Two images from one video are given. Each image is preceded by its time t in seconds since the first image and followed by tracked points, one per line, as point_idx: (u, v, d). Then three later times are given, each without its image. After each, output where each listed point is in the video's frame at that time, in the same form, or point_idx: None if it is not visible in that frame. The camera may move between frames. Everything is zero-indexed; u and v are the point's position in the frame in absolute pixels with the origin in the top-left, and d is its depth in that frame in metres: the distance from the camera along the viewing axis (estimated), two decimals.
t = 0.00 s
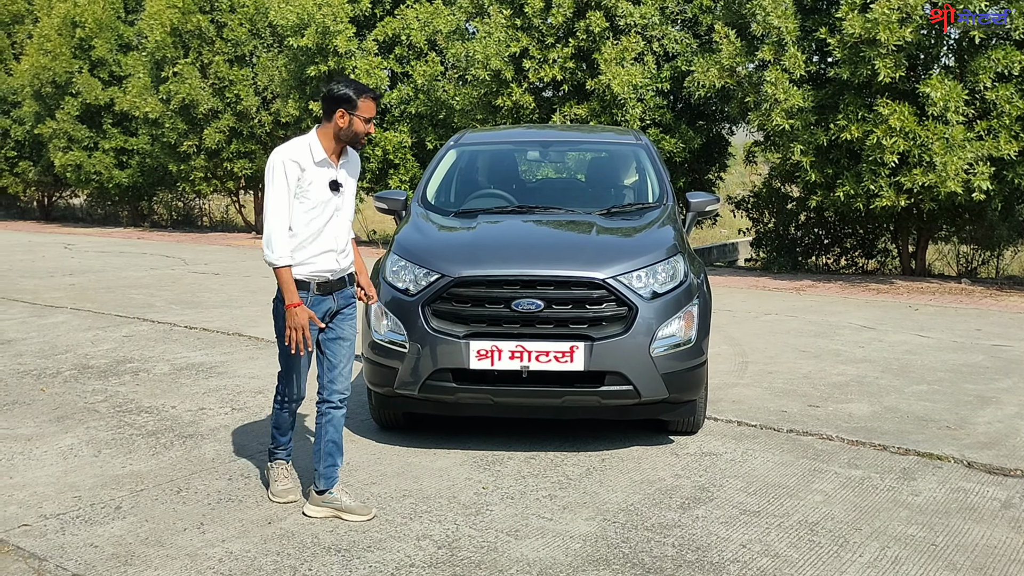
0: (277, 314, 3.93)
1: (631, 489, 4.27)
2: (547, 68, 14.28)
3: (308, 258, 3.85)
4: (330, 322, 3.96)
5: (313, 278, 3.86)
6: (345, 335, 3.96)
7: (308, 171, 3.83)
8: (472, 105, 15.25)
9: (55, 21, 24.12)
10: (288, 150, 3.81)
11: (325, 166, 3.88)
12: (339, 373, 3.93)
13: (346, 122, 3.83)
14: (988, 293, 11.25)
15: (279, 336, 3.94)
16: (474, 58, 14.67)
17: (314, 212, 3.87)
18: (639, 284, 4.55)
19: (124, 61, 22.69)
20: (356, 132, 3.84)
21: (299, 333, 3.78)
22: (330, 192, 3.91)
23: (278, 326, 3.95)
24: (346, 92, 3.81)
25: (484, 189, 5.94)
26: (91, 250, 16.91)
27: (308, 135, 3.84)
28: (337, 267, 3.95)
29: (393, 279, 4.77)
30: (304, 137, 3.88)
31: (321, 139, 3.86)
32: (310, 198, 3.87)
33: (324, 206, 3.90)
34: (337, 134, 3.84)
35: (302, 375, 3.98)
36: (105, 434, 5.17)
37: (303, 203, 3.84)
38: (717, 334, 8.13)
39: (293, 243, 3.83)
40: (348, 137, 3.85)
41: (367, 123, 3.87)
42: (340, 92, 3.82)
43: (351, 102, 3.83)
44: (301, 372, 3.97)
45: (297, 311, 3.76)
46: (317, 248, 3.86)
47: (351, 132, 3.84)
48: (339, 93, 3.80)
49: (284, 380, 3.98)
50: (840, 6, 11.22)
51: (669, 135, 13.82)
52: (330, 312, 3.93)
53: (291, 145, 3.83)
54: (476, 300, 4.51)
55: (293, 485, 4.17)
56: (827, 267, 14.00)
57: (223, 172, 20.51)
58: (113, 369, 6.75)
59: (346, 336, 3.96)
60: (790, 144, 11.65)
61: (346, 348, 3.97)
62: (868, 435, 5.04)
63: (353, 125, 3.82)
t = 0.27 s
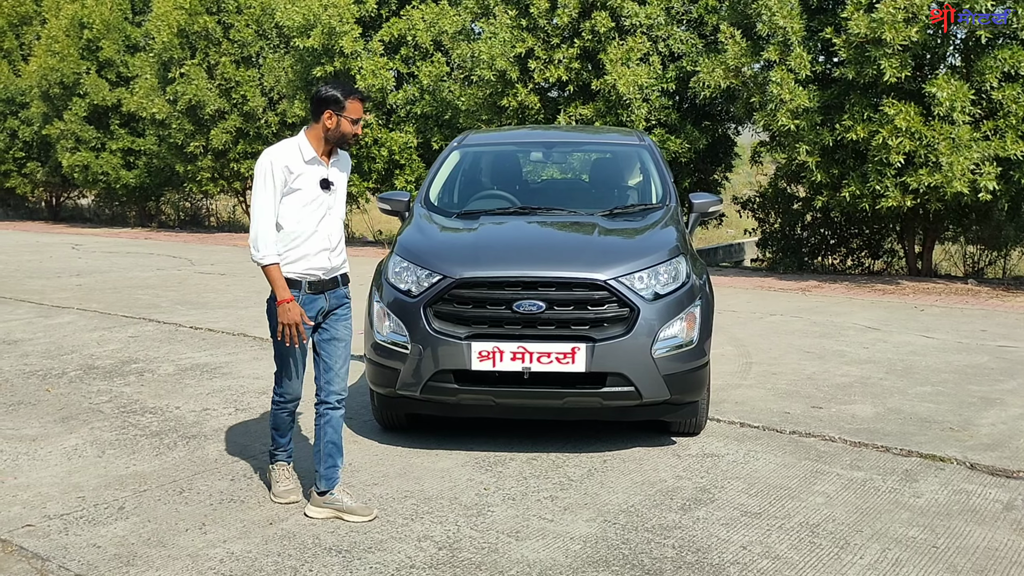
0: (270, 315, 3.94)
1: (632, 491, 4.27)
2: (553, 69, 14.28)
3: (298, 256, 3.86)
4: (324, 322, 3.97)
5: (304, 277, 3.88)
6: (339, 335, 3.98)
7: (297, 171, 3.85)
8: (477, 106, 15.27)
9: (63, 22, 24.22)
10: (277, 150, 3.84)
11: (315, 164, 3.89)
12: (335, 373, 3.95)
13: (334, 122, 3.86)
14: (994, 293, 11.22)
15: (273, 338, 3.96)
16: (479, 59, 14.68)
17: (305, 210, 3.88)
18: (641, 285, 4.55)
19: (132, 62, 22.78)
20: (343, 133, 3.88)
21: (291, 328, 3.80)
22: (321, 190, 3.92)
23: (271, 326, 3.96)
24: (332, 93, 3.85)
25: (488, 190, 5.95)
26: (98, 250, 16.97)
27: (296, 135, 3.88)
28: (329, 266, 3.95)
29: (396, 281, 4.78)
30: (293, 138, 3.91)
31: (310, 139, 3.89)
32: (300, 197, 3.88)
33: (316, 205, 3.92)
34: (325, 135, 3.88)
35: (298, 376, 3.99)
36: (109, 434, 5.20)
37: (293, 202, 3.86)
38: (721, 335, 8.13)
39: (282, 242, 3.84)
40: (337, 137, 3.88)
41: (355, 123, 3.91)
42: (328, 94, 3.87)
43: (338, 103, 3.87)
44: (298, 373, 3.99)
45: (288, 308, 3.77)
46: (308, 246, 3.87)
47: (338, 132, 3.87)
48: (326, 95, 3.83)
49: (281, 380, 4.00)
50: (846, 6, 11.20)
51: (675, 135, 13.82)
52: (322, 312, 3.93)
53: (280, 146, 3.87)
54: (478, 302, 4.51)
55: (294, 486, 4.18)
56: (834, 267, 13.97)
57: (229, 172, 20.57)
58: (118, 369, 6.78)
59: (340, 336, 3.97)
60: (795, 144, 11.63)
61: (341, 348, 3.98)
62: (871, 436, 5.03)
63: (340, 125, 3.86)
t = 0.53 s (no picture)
0: (262, 318, 4.00)
1: (633, 492, 4.27)
2: (557, 69, 14.29)
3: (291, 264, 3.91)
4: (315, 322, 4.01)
5: (297, 279, 3.92)
6: (330, 332, 4.01)
7: (287, 182, 3.88)
8: (482, 106, 15.30)
9: (70, 23, 24.31)
10: (265, 162, 3.85)
11: (303, 174, 3.92)
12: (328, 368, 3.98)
13: (316, 133, 3.89)
14: (1000, 294, 11.19)
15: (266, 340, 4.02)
16: (484, 59, 14.70)
17: (296, 220, 3.93)
18: (642, 287, 4.56)
19: (139, 63, 22.86)
20: (326, 142, 3.90)
21: (293, 336, 3.77)
22: (309, 199, 3.97)
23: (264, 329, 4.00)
24: (318, 103, 3.87)
25: (490, 191, 5.96)
26: (105, 251, 17.03)
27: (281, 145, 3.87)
28: (318, 269, 4.01)
29: (397, 282, 4.79)
30: (277, 146, 3.91)
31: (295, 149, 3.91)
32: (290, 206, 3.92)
33: (304, 214, 3.97)
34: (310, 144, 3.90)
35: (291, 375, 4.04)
36: (113, 434, 5.22)
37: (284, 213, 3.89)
38: (724, 335, 8.12)
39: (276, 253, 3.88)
40: (322, 148, 3.91)
41: (339, 133, 3.94)
42: (312, 104, 3.88)
43: (322, 113, 3.89)
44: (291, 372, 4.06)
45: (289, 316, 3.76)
46: (300, 255, 3.93)
47: (323, 142, 3.90)
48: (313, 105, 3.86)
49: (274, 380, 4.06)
50: (851, 6, 11.17)
51: (680, 135, 13.82)
52: (314, 312, 3.98)
53: (267, 157, 3.87)
54: (479, 303, 4.52)
55: (293, 487, 4.21)
56: (840, 268, 13.94)
57: (235, 172, 20.63)
58: (122, 370, 6.81)
59: (331, 333, 4.00)
60: (800, 144, 11.61)
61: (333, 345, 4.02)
62: (873, 438, 5.02)
63: (324, 135, 3.88)
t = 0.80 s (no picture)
0: (262, 315, 4.03)
1: (637, 493, 4.27)
2: (562, 69, 14.27)
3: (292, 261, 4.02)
4: (314, 315, 4.14)
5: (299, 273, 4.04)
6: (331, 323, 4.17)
7: (287, 184, 3.96)
8: (487, 106, 15.29)
9: (76, 23, 24.37)
10: (265, 165, 3.91)
11: (301, 176, 4.02)
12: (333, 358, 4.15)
13: (313, 136, 4.00)
14: (1006, 294, 11.15)
15: (266, 337, 4.04)
16: (489, 59, 14.69)
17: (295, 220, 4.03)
18: (646, 288, 4.54)
19: (145, 63, 22.90)
20: (323, 145, 4.01)
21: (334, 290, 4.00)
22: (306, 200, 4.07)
23: (263, 326, 4.05)
24: (317, 107, 3.98)
25: (495, 191, 5.95)
26: (111, 250, 17.06)
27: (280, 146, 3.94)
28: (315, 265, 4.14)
29: (401, 283, 4.79)
30: (274, 148, 3.97)
31: (293, 150, 3.99)
32: (289, 207, 4.01)
33: (302, 214, 4.07)
34: (307, 146, 4.00)
35: (293, 370, 4.10)
36: (117, 434, 5.23)
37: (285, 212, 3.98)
38: (729, 336, 8.10)
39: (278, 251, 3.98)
40: (319, 150, 4.02)
41: (336, 137, 4.04)
42: (311, 107, 3.98)
43: (318, 117, 3.99)
44: (292, 368, 4.09)
45: (325, 274, 3.98)
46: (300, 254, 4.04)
47: (320, 145, 4.01)
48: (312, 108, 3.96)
49: (275, 377, 4.07)
50: (856, 6, 11.13)
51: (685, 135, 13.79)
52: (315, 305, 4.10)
53: (266, 159, 3.93)
54: (482, 303, 4.52)
55: (296, 486, 4.20)
56: (846, 268, 13.91)
57: (241, 172, 20.65)
58: (127, 370, 6.82)
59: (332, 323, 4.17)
60: (805, 144, 11.58)
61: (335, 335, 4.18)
62: (878, 439, 5.00)
63: (321, 139, 3.99)
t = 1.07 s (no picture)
0: (267, 311, 4.10)
1: (638, 493, 4.26)
2: (565, 69, 14.26)
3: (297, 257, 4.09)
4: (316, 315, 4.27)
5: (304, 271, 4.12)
6: (330, 322, 4.32)
7: (291, 182, 4.04)
8: (490, 106, 15.29)
9: (79, 23, 24.42)
10: (270, 163, 3.99)
11: (305, 175, 4.10)
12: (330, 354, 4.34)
13: (316, 135, 4.08)
14: (1010, 294, 11.13)
15: (273, 333, 4.10)
16: (492, 59, 14.69)
17: (299, 218, 4.11)
18: (648, 287, 4.54)
19: (148, 63, 22.93)
20: (326, 144, 4.10)
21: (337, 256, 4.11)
22: (309, 199, 4.15)
23: (268, 323, 4.11)
24: (320, 106, 4.06)
25: (496, 191, 5.95)
26: (114, 251, 17.07)
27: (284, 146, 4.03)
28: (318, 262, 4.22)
29: (402, 282, 4.79)
30: (278, 147, 4.06)
31: (296, 149, 4.08)
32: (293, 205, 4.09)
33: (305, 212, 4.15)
34: (310, 145, 4.09)
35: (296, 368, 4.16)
36: (119, 434, 5.23)
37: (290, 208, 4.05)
38: (731, 335, 8.10)
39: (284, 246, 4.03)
40: (322, 149, 4.11)
41: (338, 136, 4.14)
42: (314, 106, 4.06)
43: (321, 117, 4.08)
44: (296, 366, 4.15)
45: (328, 246, 4.06)
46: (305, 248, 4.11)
47: (323, 144, 4.10)
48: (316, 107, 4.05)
49: (280, 374, 4.12)
50: (859, 5, 11.11)
51: (688, 135, 13.78)
52: (316, 304, 4.22)
53: (270, 158, 4.01)
54: (483, 303, 4.51)
55: (297, 486, 4.20)
56: (849, 267, 13.89)
57: (244, 172, 20.65)
58: (129, 370, 6.83)
59: (331, 322, 4.32)
60: (808, 144, 11.56)
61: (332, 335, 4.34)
62: (880, 439, 4.99)
63: (324, 137, 4.08)
